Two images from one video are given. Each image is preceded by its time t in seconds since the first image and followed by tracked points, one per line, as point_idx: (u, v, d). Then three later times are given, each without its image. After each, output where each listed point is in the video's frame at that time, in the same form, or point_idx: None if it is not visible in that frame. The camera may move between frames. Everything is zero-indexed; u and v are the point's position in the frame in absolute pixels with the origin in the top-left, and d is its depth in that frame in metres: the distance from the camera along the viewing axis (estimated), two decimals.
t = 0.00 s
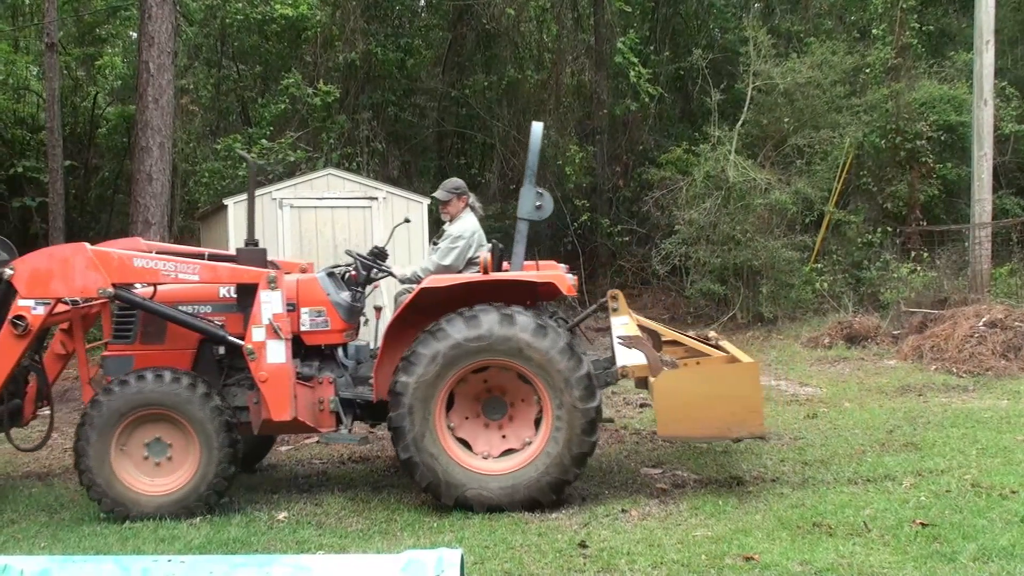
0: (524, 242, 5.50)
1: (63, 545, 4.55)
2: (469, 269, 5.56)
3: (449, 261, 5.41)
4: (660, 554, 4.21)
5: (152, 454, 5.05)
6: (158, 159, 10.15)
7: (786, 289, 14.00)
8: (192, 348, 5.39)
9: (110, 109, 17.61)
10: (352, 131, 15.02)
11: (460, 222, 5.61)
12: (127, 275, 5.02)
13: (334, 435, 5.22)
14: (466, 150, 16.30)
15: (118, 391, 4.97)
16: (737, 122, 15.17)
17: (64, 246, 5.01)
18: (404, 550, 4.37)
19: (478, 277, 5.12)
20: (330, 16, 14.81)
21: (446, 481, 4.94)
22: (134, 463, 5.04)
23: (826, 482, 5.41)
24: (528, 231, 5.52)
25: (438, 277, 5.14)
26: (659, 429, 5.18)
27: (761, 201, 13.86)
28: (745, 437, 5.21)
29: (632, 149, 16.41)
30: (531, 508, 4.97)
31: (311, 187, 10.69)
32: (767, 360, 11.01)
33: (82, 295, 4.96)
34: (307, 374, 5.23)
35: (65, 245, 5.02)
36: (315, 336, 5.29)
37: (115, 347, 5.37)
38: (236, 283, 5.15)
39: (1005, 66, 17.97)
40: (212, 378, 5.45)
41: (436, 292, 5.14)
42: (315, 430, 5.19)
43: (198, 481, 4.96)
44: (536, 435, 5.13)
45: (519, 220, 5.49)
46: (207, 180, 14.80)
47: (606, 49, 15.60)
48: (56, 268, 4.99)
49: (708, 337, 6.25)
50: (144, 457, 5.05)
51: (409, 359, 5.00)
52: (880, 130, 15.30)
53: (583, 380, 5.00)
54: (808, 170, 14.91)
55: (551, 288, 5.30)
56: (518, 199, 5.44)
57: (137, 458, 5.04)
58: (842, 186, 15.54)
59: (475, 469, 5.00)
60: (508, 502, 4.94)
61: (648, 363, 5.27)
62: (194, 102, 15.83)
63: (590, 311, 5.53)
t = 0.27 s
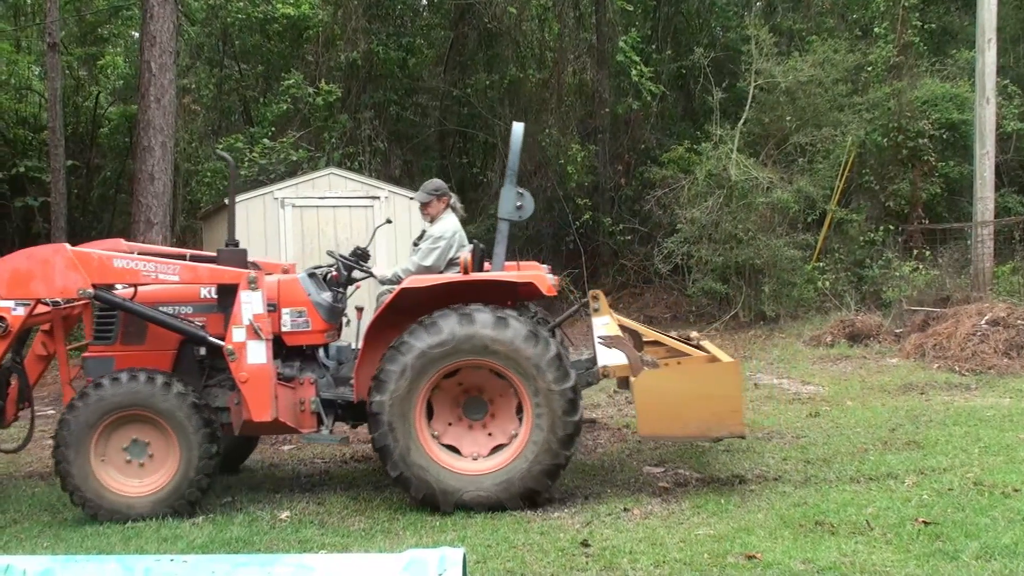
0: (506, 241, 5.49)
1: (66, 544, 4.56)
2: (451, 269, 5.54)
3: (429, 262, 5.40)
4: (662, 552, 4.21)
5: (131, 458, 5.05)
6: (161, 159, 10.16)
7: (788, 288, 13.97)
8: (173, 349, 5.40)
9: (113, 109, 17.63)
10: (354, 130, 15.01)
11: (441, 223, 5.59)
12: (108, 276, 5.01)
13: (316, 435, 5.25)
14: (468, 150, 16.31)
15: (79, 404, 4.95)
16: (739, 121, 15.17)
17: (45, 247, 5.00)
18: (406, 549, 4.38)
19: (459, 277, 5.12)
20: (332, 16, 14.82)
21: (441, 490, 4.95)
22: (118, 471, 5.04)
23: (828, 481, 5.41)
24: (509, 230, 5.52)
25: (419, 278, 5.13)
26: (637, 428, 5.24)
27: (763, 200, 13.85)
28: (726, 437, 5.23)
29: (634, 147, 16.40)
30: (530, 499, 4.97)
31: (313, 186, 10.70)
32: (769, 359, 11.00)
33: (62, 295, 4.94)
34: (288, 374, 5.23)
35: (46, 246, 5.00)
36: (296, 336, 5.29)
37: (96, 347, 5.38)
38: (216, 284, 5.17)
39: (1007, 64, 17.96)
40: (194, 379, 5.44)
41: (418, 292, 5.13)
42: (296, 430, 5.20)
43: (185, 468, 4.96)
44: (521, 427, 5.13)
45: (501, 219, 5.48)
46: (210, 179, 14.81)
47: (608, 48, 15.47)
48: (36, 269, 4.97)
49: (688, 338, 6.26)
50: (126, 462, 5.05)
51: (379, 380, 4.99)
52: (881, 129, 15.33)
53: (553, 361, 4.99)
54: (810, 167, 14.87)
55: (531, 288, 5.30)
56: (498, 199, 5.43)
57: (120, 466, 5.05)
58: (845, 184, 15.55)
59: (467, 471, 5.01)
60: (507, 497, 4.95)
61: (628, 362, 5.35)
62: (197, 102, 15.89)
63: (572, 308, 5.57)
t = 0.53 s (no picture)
0: (487, 243, 5.49)
1: (68, 544, 4.56)
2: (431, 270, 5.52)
3: (410, 261, 5.37)
4: (664, 552, 4.20)
5: (113, 460, 5.04)
6: (163, 158, 10.17)
7: (790, 287, 14.01)
8: (154, 349, 5.41)
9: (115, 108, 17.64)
10: (356, 129, 15.00)
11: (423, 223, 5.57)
12: (88, 276, 4.97)
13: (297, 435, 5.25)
14: (470, 149, 16.32)
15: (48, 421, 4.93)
16: (741, 121, 15.17)
17: (24, 247, 4.96)
18: (408, 548, 4.38)
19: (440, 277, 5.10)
20: (334, 15, 14.83)
21: (437, 496, 4.93)
22: (105, 477, 5.03)
23: (830, 480, 5.41)
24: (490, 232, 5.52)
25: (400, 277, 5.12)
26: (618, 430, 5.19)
27: (765, 200, 13.84)
28: (706, 437, 5.24)
29: (636, 147, 16.40)
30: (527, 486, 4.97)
31: (315, 186, 10.71)
32: (771, 358, 10.99)
33: (42, 296, 4.91)
34: (268, 375, 5.23)
35: (25, 246, 4.96)
36: (277, 337, 5.29)
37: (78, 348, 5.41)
38: (197, 284, 5.12)
39: (1010, 63, 17.94)
40: (174, 379, 5.46)
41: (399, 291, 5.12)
42: (276, 431, 5.20)
43: (165, 452, 4.94)
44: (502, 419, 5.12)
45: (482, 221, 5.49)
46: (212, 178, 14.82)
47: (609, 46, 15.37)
48: (16, 269, 4.94)
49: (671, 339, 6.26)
50: (110, 465, 5.04)
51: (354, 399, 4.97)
52: (884, 127, 15.24)
53: (519, 346, 5.01)
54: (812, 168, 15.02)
55: (509, 289, 5.29)
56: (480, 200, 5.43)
57: (105, 471, 5.04)
58: (847, 183, 15.55)
59: (458, 471, 5.00)
60: (503, 488, 4.94)
61: (609, 363, 5.28)
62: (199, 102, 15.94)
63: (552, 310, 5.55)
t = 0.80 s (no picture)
0: (468, 245, 5.46)
1: (70, 543, 4.56)
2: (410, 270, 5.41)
3: (389, 261, 5.28)
4: (666, 552, 4.20)
5: (92, 462, 5.02)
6: (165, 157, 10.17)
7: (793, 287, 13.94)
8: (135, 349, 5.39)
9: (118, 108, 17.65)
10: (358, 129, 14.99)
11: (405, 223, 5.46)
12: (69, 276, 4.96)
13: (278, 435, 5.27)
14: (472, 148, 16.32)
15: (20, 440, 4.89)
16: (744, 120, 15.18)
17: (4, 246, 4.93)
18: (410, 548, 4.38)
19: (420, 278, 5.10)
20: (336, 15, 14.84)
21: (437, 498, 4.93)
22: (91, 479, 5.01)
23: (832, 480, 5.41)
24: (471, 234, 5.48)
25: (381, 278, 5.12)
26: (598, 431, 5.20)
27: (767, 200, 13.84)
28: (687, 437, 5.22)
29: (638, 146, 16.39)
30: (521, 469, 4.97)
31: (317, 185, 10.70)
32: (773, 358, 10.99)
33: (23, 295, 4.88)
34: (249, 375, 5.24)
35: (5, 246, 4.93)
36: (258, 337, 5.27)
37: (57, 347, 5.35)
38: (177, 284, 5.15)
39: (1012, 63, 17.94)
40: (155, 379, 5.44)
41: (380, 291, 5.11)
42: (257, 431, 5.22)
43: (142, 440, 4.92)
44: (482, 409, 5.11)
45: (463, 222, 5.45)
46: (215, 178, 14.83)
47: (612, 46, 15.55)
48: None
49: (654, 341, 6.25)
50: (92, 466, 5.02)
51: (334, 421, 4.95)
52: (887, 127, 15.06)
53: (482, 333, 5.00)
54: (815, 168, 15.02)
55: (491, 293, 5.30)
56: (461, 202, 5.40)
57: (90, 473, 5.02)
58: (850, 183, 15.56)
59: (450, 470, 4.99)
60: (499, 476, 4.94)
61: (590, 364, 5.28)
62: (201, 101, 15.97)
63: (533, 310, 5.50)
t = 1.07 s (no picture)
0: (449, 245, 5.52)
1: (71, 543, 4.56)
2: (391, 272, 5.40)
3: (367, 264, 5.28)
4: (666, 552, 4.20)
5: (72, 463, 5.02)
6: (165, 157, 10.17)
7: (793, 287, 13.87)
8: (115, 350, 5.39)
9: (118, 107, 17.66)
10: (360, 129, 14.97)
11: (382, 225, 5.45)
12: (48, 276, 4.95)
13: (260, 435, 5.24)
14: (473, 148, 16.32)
15: None
16: (745, 120, 15.18)
17: None
18: (411, 547, 4.38)
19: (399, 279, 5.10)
20: (337, 14, 14.85)
21: (433, 498, 4.92)
22: (77, 480, 5.01)
23: (833, 480, 5.41)
24: (452, 233, 5.54)
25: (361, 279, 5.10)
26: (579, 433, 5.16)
27: (768, 199, 13.84)
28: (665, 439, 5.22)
29: (639, 146, 16.39)
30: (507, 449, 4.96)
31: (319, 184, 10.70)
32: (774, 358, 10.99)
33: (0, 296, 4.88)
34: (229, 377, 5.23)
35: None
36: (238, 338, 5.29)
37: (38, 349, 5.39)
38: (157, 285, 5.12)
39: (1014, 62, 17.93)
40: (135, 380, 5.45)
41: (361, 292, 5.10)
42: (237, 433, 5.21)
43: (116, 431, 4.91)
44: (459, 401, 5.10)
45: (443, 223, 5.49)
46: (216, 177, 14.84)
47: (613, 46, 15.55)
48: None
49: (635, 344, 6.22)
50: (75, 466, 5.02)
51: (317, 441, 4.93)
52: (888, 126, 15.06)
53: (442, 327, 4.98)
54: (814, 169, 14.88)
55: (473, 295, 5.27)
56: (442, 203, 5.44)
57: (74, 474, 5.02)
58: (851, 183, 15.55)
59: (440, 466, 4.98)
60: (488, 463, 4.93)
61: (570, 366, 5.20)
62: (202, 100, 15.99)
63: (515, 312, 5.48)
